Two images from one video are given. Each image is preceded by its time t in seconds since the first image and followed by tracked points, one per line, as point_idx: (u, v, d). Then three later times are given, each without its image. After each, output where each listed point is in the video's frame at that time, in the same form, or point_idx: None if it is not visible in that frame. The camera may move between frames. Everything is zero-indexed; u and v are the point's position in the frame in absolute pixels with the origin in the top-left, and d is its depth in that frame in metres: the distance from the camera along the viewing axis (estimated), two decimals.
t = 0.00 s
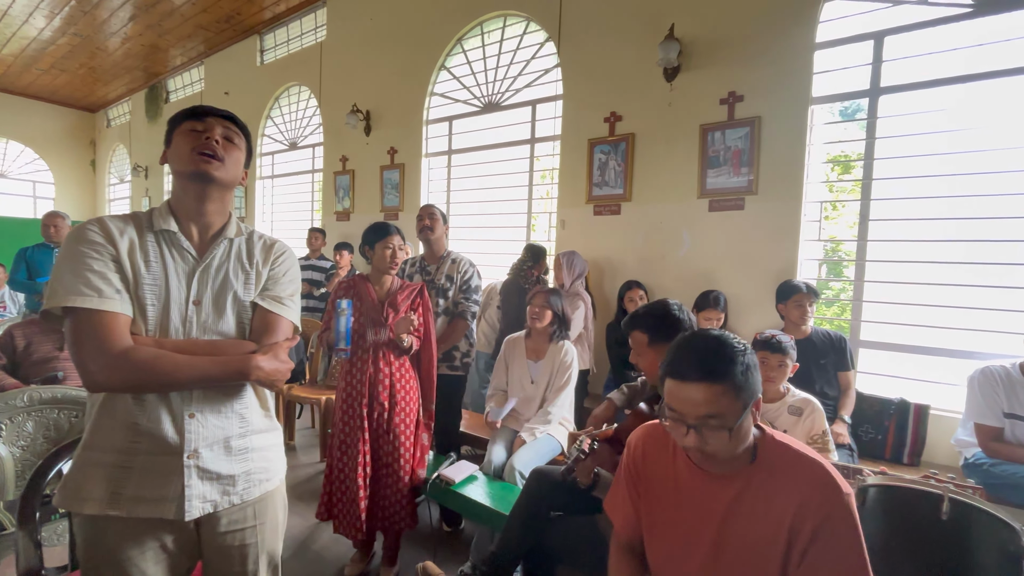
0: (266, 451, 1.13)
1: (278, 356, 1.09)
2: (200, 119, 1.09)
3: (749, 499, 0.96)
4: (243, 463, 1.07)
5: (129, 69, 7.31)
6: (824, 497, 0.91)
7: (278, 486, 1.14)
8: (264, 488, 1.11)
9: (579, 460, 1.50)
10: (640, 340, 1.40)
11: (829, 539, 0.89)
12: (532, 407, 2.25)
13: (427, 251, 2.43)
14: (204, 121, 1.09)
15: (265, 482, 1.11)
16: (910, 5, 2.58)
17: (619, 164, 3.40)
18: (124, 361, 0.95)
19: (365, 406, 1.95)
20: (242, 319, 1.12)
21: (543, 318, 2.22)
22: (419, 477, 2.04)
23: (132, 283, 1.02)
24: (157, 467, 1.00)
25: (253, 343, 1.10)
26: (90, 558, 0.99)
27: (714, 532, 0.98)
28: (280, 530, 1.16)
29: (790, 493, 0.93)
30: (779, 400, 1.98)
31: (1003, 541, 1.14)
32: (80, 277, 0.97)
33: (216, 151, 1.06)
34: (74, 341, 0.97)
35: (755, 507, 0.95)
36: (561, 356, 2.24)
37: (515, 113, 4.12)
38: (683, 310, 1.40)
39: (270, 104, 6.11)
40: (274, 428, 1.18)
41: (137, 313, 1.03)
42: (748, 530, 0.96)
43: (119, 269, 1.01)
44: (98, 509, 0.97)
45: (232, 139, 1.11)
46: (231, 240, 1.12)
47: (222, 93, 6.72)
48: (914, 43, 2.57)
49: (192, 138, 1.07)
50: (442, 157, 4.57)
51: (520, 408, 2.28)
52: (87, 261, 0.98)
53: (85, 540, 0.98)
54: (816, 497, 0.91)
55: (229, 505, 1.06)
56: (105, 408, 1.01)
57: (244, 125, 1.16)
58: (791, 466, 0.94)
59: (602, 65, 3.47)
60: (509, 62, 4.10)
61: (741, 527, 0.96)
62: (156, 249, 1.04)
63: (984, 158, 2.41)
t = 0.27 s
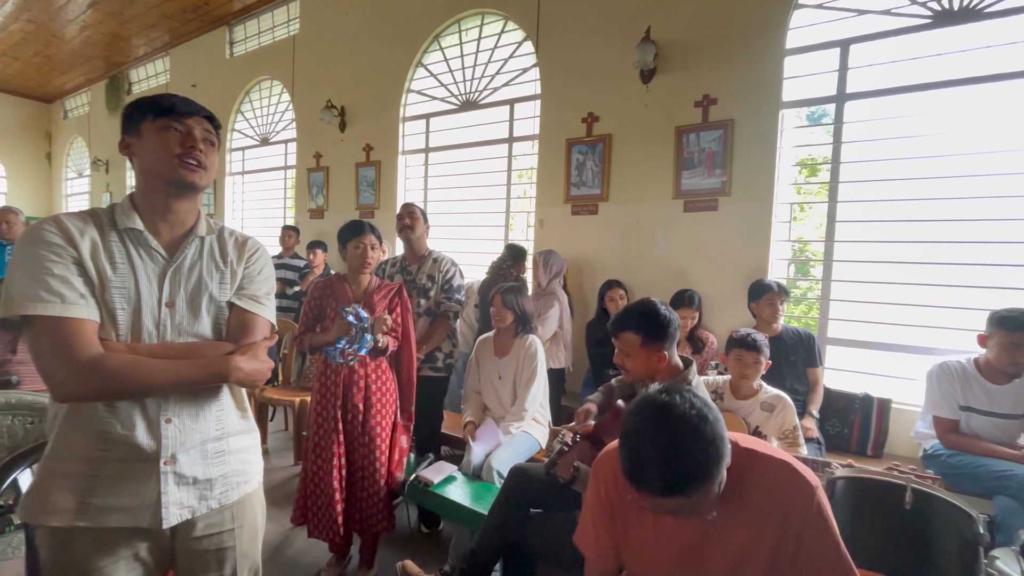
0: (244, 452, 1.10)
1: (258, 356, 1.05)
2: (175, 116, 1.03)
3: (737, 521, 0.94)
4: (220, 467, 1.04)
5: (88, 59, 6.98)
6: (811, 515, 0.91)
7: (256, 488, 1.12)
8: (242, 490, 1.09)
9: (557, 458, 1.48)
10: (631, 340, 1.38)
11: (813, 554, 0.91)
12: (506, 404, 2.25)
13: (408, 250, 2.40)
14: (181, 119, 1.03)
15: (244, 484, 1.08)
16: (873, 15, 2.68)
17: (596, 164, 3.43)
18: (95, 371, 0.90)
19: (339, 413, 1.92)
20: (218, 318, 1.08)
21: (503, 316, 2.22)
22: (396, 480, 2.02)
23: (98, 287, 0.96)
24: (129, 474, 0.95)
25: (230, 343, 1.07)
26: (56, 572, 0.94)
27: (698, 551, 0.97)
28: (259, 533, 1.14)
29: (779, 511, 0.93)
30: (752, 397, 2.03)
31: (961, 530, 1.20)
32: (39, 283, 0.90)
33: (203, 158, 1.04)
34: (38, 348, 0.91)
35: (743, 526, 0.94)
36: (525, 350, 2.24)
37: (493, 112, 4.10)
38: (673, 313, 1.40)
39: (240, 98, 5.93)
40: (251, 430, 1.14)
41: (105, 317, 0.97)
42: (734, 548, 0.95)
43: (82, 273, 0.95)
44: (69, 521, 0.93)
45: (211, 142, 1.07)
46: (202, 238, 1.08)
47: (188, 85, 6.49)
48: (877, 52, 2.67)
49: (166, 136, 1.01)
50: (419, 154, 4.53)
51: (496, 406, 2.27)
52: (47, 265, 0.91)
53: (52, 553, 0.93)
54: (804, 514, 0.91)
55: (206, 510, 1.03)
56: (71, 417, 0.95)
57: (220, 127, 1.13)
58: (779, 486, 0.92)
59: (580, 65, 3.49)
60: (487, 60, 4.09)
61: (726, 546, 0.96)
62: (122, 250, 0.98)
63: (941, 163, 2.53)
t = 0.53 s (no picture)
0: (237, 448, 1.06)
1: (252, 351, 1.02)
2: (147, 106, 0.97)
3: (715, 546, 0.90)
4: (215, 464, 1.01)
5: (43, 46, 6.64)
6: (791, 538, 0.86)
7: (249, 485, 1.08)
8: (236, 487, 1.05)
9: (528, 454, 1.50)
10: (608, 337, 1.39)
11: None
12: (484, 402, 2.25)
13: (389, 249, 2.37)
14: (155, 109, 0.98)
15: (238, 481, 1.05)
16: (842, 22, 2.76)
17: (575, 163, 3.45)
18: (86, 371, 0.85)
19: (315, 415, 1.88)
20: (209, 315, 1.04)
21: (478, 315, 2.21)
22: (374, 483, 1.99)
23: (83, 286, 0.91)
24: (120, 477, 0.91)
25: (223, 340, 1.03)
26: None
27: None
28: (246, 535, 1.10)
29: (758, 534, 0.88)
30: (728, 393, 2.07)
31: (925, 519, 1.25)
32: (20, 284, 0.84)
33: (186, 148, 1.00)
34: (25, 350, 0.86)
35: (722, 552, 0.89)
36: (502, 349, 2.24)
37: (472, 110, 4.08)
38: (648, 309, 1.41)
39: (210, 90, 5.74)
40: (244, 427, 1.11)
41: (94, 317, 0.92)
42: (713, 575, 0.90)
43: (66, 272, 0.89)
44: (61, 527, 0.88)
45: (189, 130, 1.02)
46: (187, 232, 1.03)
47: (153, 77, 6.24)
48: (846, 57, 2.76)
49: (144, 130, 0.95)
50: (397, 152, 4.47)
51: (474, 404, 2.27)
52: (28, 265, 0.86)
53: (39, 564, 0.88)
54: (785, 539, 0.87)
55: (201, 509, 0.99)
56: (56, 421, 0.89)
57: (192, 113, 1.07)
58: (758, 506, 0.88)
59: (559, 65, 3.50)
60: (465, 58, 4.06)
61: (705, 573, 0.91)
62: (105, 246, 0.93)
63: (903, 167, 2.63)
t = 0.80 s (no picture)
0: (229, 445, 1.04)
1: (246, 348, 1.00)
2: (122, 97, 0.91)
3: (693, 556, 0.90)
4: (209, 461, 0.98)
5: None
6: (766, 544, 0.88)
7: (241, 482, 1.06)
8: (229, 484, 1.03)
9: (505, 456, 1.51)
10: (584, 339, 1.39)
11: None
12: (463, 403, 2.23)
13: (366, 247, 2.34)
14: (131, 99, 0.92)
15: (231, 477, 1.03)
16: (811, 26, 2.83)
17: (553, 161, 3.45)
18: (81, 374, 0.81)
19: (286, 417, 1.83)
20: (199, 313, 1.01)
21: (457, 313, 2.21)
22: (349, 486, 1.95)
23: (70, 287, 0.85)
24: (117, 479, 0.87)
25: (215, 338, 1.00)
26: None
27: None
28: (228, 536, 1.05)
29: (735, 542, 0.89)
30: (703, 390, 2.11)
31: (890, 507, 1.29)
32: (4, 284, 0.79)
33: (166, 139, 0.95)
34: (11, 353, 0.81)
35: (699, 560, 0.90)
36: (486, 351, 2.22)
37: (449, 107, 4.04)
38: (618, 306, 1.42)
39: (176, 81, 5.53)
40: (235, 424, 1.08)
41: (83, 318, 0.87)
42: None
43: (51, 273, 0.84)
44: (59, 530, 0.83)
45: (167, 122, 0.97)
46: (171, 229, 0.98)
47: (113, 65, 5.97)
48: (815, 61, 2.84)
49: (124, 123, 0.91)
50: (372, 147, 4.39)
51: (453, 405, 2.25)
52: (11, 265, 0.80)
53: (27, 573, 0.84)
54: (758, 548, 0.88)
55: (196, 507, 0.96)
56: (45, 425, 0.84)
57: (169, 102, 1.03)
58: (738, 515, 0.89)
59: (536, 62, 3.49)
60: (442, 53, 4.02)
61: None
62: (89, 244, 0.88)
63: (867, 168, 2.73)
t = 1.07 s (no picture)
0: (218, 442, 1.02)
1: (232, 344, 0.97)
2: (83, 88, 0.87)
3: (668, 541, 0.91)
4: (200, 458, 0.96)
5: None
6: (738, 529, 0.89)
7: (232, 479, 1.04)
8: (220, 480, 1.00)
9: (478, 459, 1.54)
10: (547, 333, 1.40)
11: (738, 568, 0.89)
12: (443, 405, 2.20)
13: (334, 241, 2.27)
14: (90, 90, 0.88)
15: (222, 474, 1.01)
16: (778, 29, 2.90)
17: (528, 158, 3.45)
18: (63, 376, 0.78)
19: (256, 418, 1.78)
20: (181, 310, 0.97)
21: (445, 313, 2.20)
22: (323, 488, 1.91)
23: (45, 288, 0.82)
24: (104, 482, 0.84)
25: (200, 335, 0.97)
26: None
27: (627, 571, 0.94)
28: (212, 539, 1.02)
29: (708, 527, 0.91)
30: (677, 384, 2.14)
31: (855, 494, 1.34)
32: None
33: (134, 130, 0.90)
34: None
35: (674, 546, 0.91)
36: (473, 353, 2.20)
37: (424, 101, 3.98)
38: (583, 301, 1.43)
39: (135, 70, 5.28)
40: (223, 422, 1.06)
41: (61, 318, 0.83)
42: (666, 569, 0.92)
43: (24, 274, 0.80)
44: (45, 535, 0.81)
45: (133, 112, 0.92)
46: (148, 226, 0.94)
47: (67, 52, 5.67)
48: (782, 63, 2.91)
49: (90, 115, 0.86)
50: (345, 142, 4.30)
51: (431, 405, 2.22)
52: None
53: None
54: (733, 530, 0.89)
55: (188, 505, 0.94)
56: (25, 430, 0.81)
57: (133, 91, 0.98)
58: (711, 501, 0.90)
59: (512, 58, 3.48)
60: (416, 47, 3.96)
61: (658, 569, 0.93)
62: (63, 243, 0.84)
63: (831, 168, 2.83)
